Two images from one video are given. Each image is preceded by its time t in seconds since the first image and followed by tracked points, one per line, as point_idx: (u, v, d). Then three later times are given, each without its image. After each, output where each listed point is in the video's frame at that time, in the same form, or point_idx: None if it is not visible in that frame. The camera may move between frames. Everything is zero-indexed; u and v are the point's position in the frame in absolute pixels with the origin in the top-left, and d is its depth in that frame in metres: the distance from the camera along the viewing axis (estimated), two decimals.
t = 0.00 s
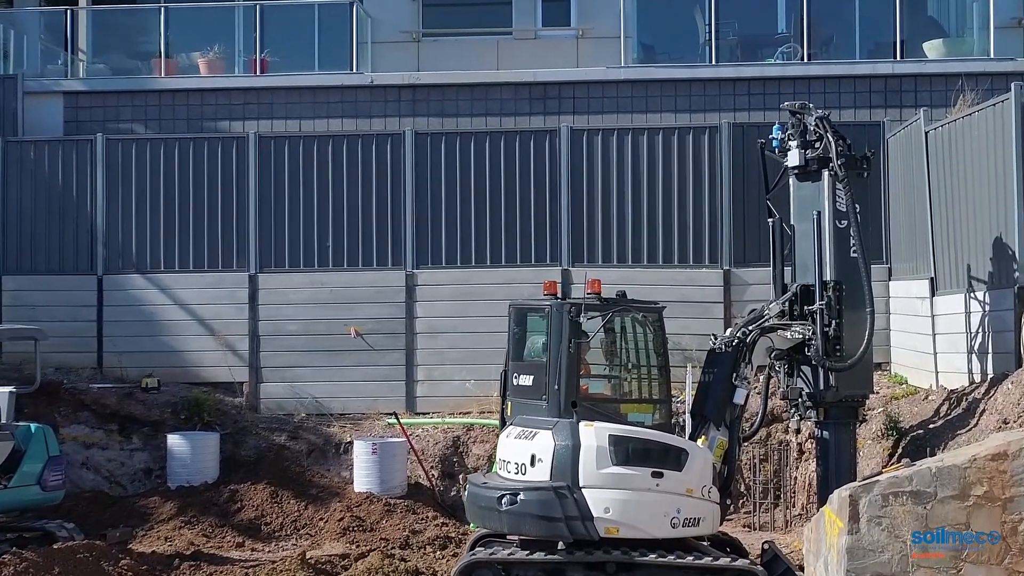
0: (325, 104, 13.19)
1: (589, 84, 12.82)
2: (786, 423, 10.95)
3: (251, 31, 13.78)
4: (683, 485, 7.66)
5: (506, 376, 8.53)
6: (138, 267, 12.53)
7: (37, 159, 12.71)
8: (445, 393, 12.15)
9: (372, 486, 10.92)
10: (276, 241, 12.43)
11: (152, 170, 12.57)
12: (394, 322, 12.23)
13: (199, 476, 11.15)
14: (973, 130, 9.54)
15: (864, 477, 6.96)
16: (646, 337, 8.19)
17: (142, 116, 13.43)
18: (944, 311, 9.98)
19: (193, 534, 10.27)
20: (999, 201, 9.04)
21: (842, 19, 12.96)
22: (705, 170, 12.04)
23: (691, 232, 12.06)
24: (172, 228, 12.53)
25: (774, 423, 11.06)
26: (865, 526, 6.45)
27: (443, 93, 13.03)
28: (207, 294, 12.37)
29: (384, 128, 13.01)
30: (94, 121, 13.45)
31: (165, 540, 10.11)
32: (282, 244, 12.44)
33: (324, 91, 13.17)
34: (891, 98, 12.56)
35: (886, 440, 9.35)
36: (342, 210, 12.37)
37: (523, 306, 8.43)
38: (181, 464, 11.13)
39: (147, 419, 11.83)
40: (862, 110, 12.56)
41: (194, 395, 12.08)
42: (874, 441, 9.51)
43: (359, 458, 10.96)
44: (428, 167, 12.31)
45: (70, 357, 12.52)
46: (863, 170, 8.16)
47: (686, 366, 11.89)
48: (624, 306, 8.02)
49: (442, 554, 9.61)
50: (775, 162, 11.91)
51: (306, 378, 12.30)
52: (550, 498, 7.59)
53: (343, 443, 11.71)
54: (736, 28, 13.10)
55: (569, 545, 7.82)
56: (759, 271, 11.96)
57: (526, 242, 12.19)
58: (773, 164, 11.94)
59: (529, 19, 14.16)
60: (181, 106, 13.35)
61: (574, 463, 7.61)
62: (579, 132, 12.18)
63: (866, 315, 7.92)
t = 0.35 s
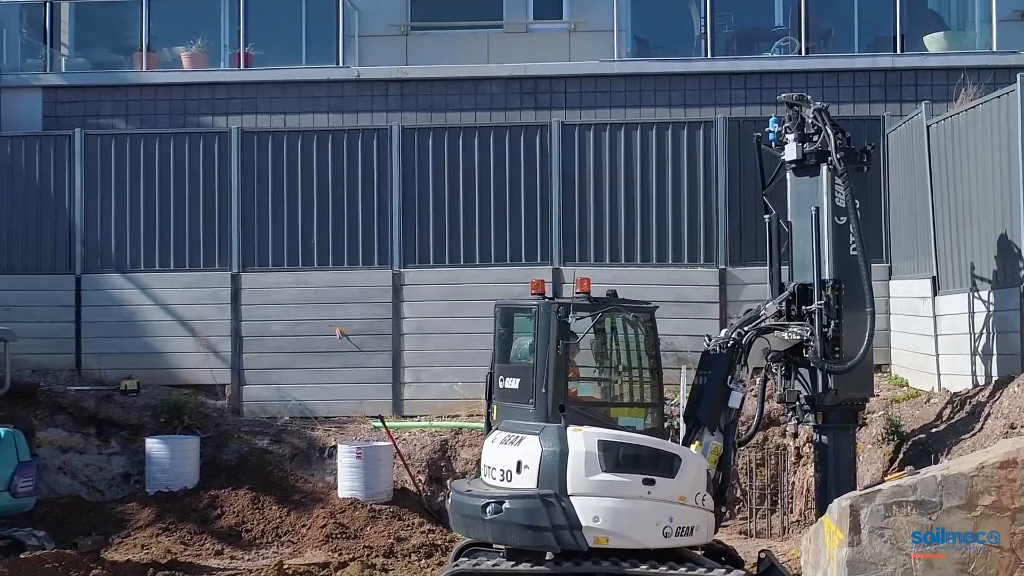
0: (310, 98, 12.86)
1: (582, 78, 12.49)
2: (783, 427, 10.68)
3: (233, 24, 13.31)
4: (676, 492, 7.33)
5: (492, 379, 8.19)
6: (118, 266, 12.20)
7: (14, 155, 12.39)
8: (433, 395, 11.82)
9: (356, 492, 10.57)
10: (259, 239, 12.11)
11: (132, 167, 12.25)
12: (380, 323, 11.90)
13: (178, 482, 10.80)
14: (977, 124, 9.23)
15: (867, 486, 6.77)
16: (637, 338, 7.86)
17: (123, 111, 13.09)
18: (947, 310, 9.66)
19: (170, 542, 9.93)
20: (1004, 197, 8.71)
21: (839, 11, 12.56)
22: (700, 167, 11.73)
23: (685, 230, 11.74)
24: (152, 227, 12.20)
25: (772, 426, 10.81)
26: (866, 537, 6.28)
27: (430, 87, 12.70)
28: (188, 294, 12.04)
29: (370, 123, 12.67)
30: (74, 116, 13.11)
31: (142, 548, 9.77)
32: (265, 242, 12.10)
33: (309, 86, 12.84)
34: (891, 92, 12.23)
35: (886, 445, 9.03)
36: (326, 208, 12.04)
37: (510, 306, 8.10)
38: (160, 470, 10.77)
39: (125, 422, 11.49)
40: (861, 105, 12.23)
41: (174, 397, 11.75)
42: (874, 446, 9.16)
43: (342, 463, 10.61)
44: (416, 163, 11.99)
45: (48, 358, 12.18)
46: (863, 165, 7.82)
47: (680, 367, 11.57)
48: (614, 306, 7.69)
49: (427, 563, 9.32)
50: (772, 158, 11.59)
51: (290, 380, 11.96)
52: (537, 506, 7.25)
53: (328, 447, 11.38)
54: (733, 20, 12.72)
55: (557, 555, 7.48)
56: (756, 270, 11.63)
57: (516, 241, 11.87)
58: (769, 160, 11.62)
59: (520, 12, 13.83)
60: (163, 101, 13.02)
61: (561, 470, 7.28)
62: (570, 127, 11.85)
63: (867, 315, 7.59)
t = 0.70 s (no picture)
0: (297, 93, 12.54)
1: (575, 73, 12.19)
2: (780, 429, 10.37)
3: (220, 17, 13.13)
4: (670, 499, 7.05)
5: (479, 380, 7.90)
6: (99, 265, 11.91)
7: None
8: (422, 397, 11.53)
9: (343, 497, 10.27)
10: (244, 237, 11.83)
11: (114, 162, 11.95)
12: (368, 323, 11.61)
13: (160, 487, 10.47)
14: (980, 118, 8.96)
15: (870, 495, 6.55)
16: (629, 339, 7.58)
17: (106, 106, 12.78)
18: (949, 310, 9.38)
19: (150, 549, 9.62)
20: (1009, 194, 8.43)
21: (838, 6, 12.36)
22: (696, 163, 11.46)
23: (680, 228, 11.47)
24: (135, 225, 11.91)
25: (769, 429, 10.45)
26: (871, 548, 6.06)
27: (419, 83, 12.40)
28: (171, 293, 11.74)
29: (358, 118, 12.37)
30: (54, 111, 12.79)
31: (121, 556, 9.46)
32: (251, 240, 11.82)
33: (296, 81, 12.51)
34: (891, 87, 11.90)
35: (887, 449, 8.76)
36: (313, 206, 11.76)
37: (498, 305, 7.81)
38: (141, 475, 10.43)
39: (106, 425, 11.18)
40: (861, 99, 11.90)
41: (156, 399, 11.45)
42: (875, 450, 8.90)
43: (328, 468, 10.31)
44: (404, 159, 11.70)
45: (27, 360, 11.88)
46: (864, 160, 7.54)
47: (675, 368, 11.29)
48: (606, 305, 7.39)
49: (414, 572, 9.13)
50: (769, 153, 11.32)
51: (276, 382, 11.67)
52: (525, 514, 6.95)
53: (314, 450, 11.09)
54: (729, 14, 12.48)
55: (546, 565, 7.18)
56: (753, 269, 11.36)
57: (507, 240, 11.59)
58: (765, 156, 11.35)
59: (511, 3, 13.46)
60: (147, 96, 12.69)
61: (551, 476, 6.99)
62: (563, 122, 11.58)
63: (867, 315, 7.31)
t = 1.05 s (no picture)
0: (283, 87, 12.15)
1: (569, 66, 11.82)
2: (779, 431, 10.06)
3: (205, 9, 12.81)
4: (664, 507, 6.74)
5: (465, 382, 7.58)
6: (79, 263, 11.59)
7: None
8: (410, 399, 11.21)
9: (328, 502, 9.92)
10: (227, 234, 11.51)
11: (94, 158, 11.64)
12: (355, 322, 11.29)
13: (140, 492, 10.13)
14: (986, 110, 8.63)
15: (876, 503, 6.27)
16: (622, 339, 7.27)
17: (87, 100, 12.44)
18: (954, 309, 9.07)
19: (127, 556, 9.25)
20: (1016, 189, 8.11)
21: None
22: (692, 158, 11.15)
23: (676, 225, 11.15)
24: (115, 222, 11.59)
25: (768, 431, 10.13)
26: (875, 561, 5.75)
27: (408, 77, 12.04)
28: (153, 292, 11.43)
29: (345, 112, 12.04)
30: (33, 105, 12.43)
31: (97, 564, 9.10)
32: (235, 238, 11.50)
33: (282, 74, 12.13)
34: (892, 81, 11.58)
35: (891, 453, 8.45)
36: (298, 202, 11.44)
37: (485, 304, 7.48)
38: (120, 479, 10.09)
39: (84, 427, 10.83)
40: (861, 93, 11.60)
41: (137, 401, 11.12)
42: (878, 454, 8.61)
43: (313, 471, 9.95)
44: (392, 154, 11.39)
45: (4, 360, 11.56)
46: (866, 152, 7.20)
47: (670, 369, 10.98)
48: (597, 304, 7.07)
49: None
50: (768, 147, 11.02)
51: (260, 383, 11.35)
52: (512, 522, 6.63)
53: (298, 454, 10.76)
54: (727, 6, 12.13)
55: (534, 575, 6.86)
56: (751, 267, 11.03)
57: (498, 237, 11.28)
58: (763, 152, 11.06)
59: None
60: (129, 89, 12.32)
61: (539, 483, 6.66)
62: (555, 116, 11.27)
63: (870, 313, 6.98)
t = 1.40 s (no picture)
0: (270, 82, 11.76)
1: (564, 60, 11.48)
2: (780, 435, 9.81)
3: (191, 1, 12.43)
4: (660, 517, 6.46)
5: (454, 385, 7.27)
6: (60, 262, 11.30)
7: None
8: (401, 402, 10.92)
9: (314, 508, 9.61)
10: (213, 233, 11.21)
11: (77, 154, 11.35)
12: (343, 323, 10.99)
13: (121, 497, 9.80)
14: (994, 103, 8.32)
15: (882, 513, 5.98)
16: (616, 340, 6.97)
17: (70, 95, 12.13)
18: (961, 309, 8.76)
19: (107, 563, 8.85)
20: None
21: None
22: (689, 153, 10.86)
23: (674, 223, 10.86)
24: (98, 220, 11.30)
25: (768, 435, 9.88)
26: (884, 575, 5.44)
27: (397, 72, 11.64)
28: (136, 292, 11.14)
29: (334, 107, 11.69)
30: (14, 100, 12.11)
31: (75, 571, 8.70)
32: (220, 236, 11.20)
33: (268, 70, 11.72)
34: (895, 75, 11.27)
35: (896, 458, 8.15)
36: (286, 200, 11.15)
37: (474, 303, 7.17)
38: (100, 485, 9.76)
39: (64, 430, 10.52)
40: (864, 88, 11.30)
41: (119, 403, 10.82)
42: (883, 459, 8.33)
43: (298, 476, 9.65)
44: (382, 150, 11.09)
45: None
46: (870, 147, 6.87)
47: (667, 371, 10.68)
48: (591, 303, 6.75)
49: None
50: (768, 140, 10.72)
51: (246, 386, 11.05)
52: (502, 531, 6.32)
53: (285, 458, 10.46)
54: None
55: None
56: (751, 267, 10.73)
57: (491, 236, 10.98)
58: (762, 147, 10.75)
59: None
60: (112, 84, 12.01)
61: (529, 492, 6.34)
62: (549, 111, 10.97)
63: (875, 314, 6.68)
